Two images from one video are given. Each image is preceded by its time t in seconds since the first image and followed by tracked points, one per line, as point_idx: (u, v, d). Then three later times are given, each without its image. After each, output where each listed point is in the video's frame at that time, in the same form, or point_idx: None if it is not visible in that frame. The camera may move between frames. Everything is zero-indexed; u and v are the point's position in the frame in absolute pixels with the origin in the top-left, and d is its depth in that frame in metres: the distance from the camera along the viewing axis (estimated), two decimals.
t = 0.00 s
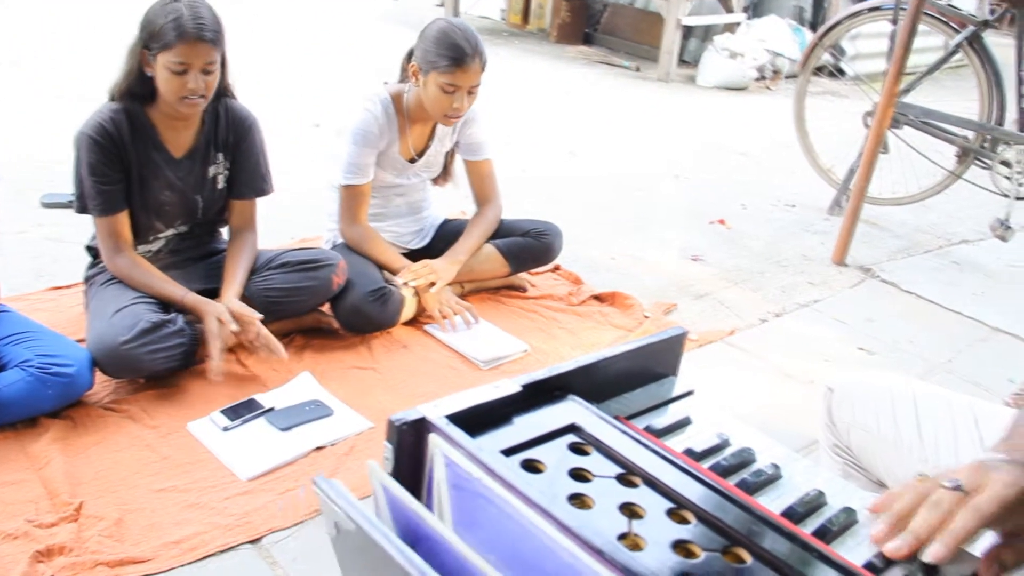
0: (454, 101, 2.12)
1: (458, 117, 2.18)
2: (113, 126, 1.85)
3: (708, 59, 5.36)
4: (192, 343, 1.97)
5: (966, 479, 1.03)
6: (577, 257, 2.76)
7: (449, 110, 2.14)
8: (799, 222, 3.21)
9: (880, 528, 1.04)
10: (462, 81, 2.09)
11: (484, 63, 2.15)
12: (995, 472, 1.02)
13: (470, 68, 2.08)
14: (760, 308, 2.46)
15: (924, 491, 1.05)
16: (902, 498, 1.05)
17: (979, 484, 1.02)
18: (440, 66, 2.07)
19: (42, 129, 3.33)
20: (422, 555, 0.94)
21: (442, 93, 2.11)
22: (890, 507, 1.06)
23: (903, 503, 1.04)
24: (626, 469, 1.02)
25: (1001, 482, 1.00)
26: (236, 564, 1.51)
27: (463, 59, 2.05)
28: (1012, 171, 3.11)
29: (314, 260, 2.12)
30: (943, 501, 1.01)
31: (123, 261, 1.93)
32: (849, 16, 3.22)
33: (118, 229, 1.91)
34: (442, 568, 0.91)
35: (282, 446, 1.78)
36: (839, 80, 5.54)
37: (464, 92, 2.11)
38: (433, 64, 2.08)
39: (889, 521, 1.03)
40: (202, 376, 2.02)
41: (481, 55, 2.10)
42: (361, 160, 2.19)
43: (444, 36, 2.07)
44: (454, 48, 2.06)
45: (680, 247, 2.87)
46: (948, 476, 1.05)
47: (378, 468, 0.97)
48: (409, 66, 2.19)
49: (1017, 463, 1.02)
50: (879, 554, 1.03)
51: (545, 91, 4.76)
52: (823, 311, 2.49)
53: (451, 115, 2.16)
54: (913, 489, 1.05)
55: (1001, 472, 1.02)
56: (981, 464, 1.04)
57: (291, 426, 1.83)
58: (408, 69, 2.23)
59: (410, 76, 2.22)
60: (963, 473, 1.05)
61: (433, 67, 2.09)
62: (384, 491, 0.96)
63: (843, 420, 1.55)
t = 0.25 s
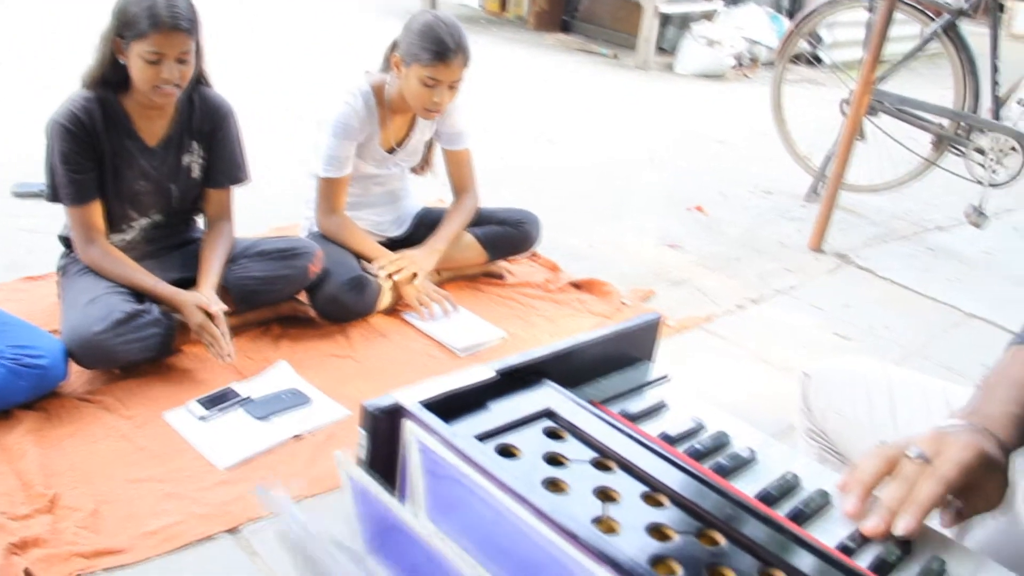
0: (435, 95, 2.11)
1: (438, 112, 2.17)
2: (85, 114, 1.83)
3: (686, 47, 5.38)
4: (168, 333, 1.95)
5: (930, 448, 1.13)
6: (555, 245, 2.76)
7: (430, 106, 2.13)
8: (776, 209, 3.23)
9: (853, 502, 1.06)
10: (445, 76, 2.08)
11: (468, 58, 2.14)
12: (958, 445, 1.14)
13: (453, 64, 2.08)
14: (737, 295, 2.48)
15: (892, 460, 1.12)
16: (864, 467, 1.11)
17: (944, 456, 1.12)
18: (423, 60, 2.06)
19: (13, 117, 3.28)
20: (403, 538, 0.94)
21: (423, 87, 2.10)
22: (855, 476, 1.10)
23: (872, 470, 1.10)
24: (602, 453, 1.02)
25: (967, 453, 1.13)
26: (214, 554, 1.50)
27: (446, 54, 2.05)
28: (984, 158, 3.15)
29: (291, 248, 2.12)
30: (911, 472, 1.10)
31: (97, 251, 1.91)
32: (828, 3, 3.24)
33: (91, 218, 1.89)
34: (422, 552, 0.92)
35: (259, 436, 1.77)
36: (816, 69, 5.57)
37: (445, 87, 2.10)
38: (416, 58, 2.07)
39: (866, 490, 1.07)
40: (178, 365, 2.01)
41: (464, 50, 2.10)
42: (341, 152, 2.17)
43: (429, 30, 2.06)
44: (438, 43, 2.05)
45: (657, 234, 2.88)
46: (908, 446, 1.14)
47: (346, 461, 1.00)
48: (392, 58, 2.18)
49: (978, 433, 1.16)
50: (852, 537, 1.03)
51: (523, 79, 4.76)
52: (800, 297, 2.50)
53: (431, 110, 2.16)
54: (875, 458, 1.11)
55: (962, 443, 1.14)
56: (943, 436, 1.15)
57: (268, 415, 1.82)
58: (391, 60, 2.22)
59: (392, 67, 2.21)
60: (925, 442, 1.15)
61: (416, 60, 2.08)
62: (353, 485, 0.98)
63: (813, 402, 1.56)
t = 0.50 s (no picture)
0: (418, 81, 2.10)
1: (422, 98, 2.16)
2: (62, 101, 1.81)
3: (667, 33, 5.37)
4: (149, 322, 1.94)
5: (898, 422, 1.17)
6: (538, 231, 2.76)
7: (413, 92, 2.12)
8: (758, 195, 3.25)
9: (833, 484, 1.08)
10: (428, 62, 2.08)
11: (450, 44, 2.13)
12: (924, 416, 1.17)
13: (437, 49, 2.07)
14: (719, 281, 2.49)
15: (864, 438, 1.15)
16: (839, 448, 1.13)
17: (912, 428, 1.16)
18: (406, 46, 2.05)
19: None
20: (375, 527, 0.94)
21: (406, 73, 2.09)
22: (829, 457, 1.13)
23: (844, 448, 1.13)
24: (582, 439, 1.03)
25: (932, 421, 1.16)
26: (197, 544, 1.50)
27: (429, 40, 2.04)
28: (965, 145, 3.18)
29: (272, 236, 2.12)
30: (884, 447, 1.13)
31: (76, 239, 1.89)
32: None
33: (70, 207, 1.87)
34: (395, 541, 0.91)
35: (242, 424, 1.77)
36: (798, 56, 5.59)
37: (429, 73, 2.09)
38: (399, 44, 2.06)
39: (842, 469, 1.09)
40: (159, 355, 2.00)
41: (447, 36, 2.09)
42: (324, 141, 2.16)
43: (411, 16, 2.05)
44: (421, 29, 2.04)
45: (640, 221, 2.88)
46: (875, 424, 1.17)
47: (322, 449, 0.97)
48: (375, 45, 2.17)
49: (940, 403, 1.19)
50: (832, 520, 1.04)
51: (506, 65, 4.75)
52: (781, 283, 2.52)
53: (414, 97, 2.15)
54: (846, 439, 1.14)
55: (927, 413, 1.17)
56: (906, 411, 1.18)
57: (251, 405, 1.82)
58: (373, 47, 2.20)
59: (375, 54, 2.20)
60: (893, 417, 1.18)
61: (399, 46, 2.06)
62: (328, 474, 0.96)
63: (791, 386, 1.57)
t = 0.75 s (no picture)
0: (395, 61, 2.09)
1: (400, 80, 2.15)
2: (42, 91, 1.79)
3: (653, 26, 5.40)
4: (133, 314, 1.93)
5: (876, 401, 1.17)
6: (523, 222, 2.76)
7: (390, 73, 2.11)
8: (743, 186, 3.26)
9: (812, 456, 1.11)
10: (404, 41, 2.06)
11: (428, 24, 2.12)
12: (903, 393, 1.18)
13: (413, 28, 2.06)
14: (705, 272, 2.49)
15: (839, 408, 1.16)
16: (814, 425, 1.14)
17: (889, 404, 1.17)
18: (382, 25, 2.05)
19: None
20: (364, 515, 0.94)
21: (383, 53, 2.08)
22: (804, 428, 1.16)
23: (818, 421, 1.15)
24: (565, 428, 1.03)
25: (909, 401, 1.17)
26: (182, 536, 1.49)
27: (405, 18, 2.03)
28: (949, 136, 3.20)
29: (256, 227, 2.11)
30: (864, 432, 1.14)
31: (59, 231, 1.88)
32: None
33: (52, 198, 1.85)
34: (383, 529, 0.91)
35: (227, 416, 1.76)
36: (783, 47, 5.60)
37: (405, 53, 2.08)
38: (375, 23, 2.06)
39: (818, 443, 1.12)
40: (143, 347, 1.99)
41: (424, 15, 2.08)
42: (307, 128, 2.16)
43: None
44: (397, 7, 2.03)
45: (625, 212, 2.89)
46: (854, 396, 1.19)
47: (310, 438, 0.98)
48: (353, 29, 2.16)
49: (911, 381, 1.20)
50: (815, 509, 1.05)
51: (491, 56, 4.74)
52: (766, 274, 2.53)
53: (393, 79, 2.14)
54: (823, 406, 1.16)
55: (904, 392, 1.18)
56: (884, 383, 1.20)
57: (236, 396, 1.81)
58: (353, 32, 2.20)
59: (354, 38, 2.19)
60: (869, 394, 1.19)
61: (376, 26, 2.06)
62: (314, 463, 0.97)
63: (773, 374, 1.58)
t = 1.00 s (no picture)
0: (361, 38, 2.11)
1: (370, 61, 2.16)
2: (23, 82, 1.77)
3: (638, 14, 5.37)
4: (115, 306, 1.92)
5: (863, 389, 1.17)
6: (509, 212, 2.76)
7: (357, 49, 2.12)
8: (728, 175, 3.27)
9: (798, 439, 1.12)
10: (371, 19, 2.09)
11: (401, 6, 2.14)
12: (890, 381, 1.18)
13: (382, 6, 2.08)
14: (690, 261, 2.50)
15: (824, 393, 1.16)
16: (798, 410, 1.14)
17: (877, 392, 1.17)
18: (351, 3, 2.09)
19: None
20: (345, 507, 0.94)
21: (350, 30, 2.11)
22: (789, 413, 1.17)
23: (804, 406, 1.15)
24: (549, 417, 1.03)
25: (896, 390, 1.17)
26: (167, 528, 1.49)
27: None
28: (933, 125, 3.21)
29: (241, 218, 2.10)
30: (851, 418, 1.15)
31: (40, 223, 1.87)
32: None
33: (33, 189, 1.84)
34: (365, 522, 0.92)
35: (212, 408, 1.76)
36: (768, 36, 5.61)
37: (372, 30, 2.10)
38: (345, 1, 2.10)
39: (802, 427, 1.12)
40: (127, 339, 1.98)
41: None
42: (288, 112, 2.17)
43: None
44: None
45: (611, 201, 2.89)
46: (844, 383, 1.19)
47: (290, 428, 0.98)
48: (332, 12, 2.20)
49: (898, 372, 1.20)
50: (799, 496, 1.05)
51: (476, 46, 4.72)
52: (751, 263, 2.54)
53: (362, 57, 2.15)
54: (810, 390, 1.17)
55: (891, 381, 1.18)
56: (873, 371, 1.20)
57: (220, 387, 1.81)
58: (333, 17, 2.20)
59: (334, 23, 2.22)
60: (857, 381, 1.19)
61: (345, 4, 2.10)
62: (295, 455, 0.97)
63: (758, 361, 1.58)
